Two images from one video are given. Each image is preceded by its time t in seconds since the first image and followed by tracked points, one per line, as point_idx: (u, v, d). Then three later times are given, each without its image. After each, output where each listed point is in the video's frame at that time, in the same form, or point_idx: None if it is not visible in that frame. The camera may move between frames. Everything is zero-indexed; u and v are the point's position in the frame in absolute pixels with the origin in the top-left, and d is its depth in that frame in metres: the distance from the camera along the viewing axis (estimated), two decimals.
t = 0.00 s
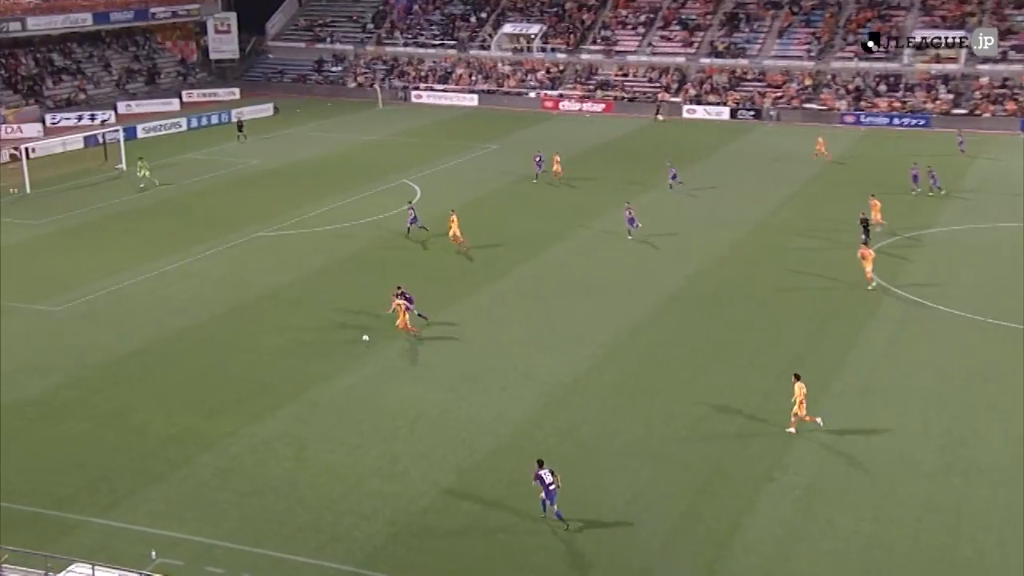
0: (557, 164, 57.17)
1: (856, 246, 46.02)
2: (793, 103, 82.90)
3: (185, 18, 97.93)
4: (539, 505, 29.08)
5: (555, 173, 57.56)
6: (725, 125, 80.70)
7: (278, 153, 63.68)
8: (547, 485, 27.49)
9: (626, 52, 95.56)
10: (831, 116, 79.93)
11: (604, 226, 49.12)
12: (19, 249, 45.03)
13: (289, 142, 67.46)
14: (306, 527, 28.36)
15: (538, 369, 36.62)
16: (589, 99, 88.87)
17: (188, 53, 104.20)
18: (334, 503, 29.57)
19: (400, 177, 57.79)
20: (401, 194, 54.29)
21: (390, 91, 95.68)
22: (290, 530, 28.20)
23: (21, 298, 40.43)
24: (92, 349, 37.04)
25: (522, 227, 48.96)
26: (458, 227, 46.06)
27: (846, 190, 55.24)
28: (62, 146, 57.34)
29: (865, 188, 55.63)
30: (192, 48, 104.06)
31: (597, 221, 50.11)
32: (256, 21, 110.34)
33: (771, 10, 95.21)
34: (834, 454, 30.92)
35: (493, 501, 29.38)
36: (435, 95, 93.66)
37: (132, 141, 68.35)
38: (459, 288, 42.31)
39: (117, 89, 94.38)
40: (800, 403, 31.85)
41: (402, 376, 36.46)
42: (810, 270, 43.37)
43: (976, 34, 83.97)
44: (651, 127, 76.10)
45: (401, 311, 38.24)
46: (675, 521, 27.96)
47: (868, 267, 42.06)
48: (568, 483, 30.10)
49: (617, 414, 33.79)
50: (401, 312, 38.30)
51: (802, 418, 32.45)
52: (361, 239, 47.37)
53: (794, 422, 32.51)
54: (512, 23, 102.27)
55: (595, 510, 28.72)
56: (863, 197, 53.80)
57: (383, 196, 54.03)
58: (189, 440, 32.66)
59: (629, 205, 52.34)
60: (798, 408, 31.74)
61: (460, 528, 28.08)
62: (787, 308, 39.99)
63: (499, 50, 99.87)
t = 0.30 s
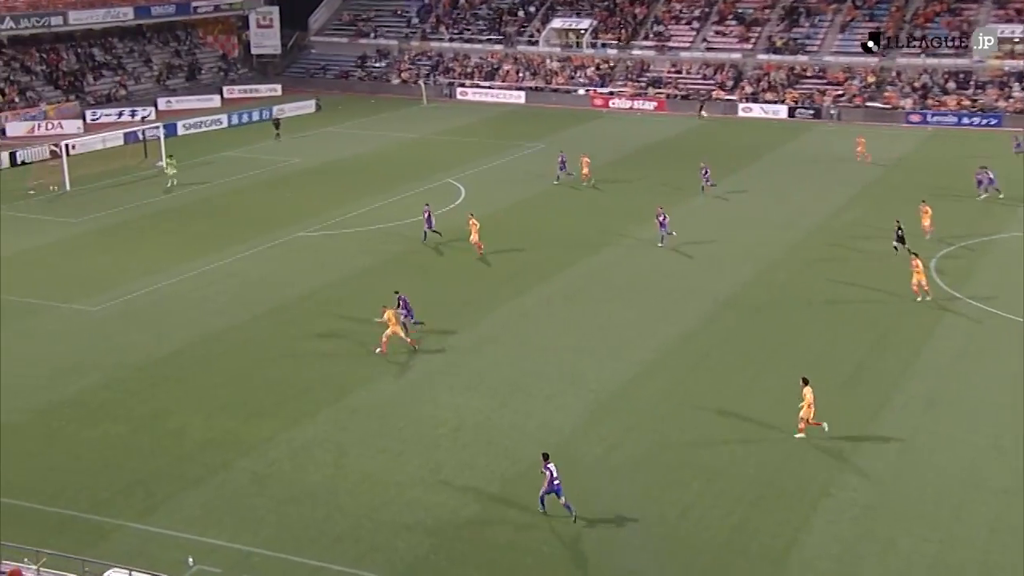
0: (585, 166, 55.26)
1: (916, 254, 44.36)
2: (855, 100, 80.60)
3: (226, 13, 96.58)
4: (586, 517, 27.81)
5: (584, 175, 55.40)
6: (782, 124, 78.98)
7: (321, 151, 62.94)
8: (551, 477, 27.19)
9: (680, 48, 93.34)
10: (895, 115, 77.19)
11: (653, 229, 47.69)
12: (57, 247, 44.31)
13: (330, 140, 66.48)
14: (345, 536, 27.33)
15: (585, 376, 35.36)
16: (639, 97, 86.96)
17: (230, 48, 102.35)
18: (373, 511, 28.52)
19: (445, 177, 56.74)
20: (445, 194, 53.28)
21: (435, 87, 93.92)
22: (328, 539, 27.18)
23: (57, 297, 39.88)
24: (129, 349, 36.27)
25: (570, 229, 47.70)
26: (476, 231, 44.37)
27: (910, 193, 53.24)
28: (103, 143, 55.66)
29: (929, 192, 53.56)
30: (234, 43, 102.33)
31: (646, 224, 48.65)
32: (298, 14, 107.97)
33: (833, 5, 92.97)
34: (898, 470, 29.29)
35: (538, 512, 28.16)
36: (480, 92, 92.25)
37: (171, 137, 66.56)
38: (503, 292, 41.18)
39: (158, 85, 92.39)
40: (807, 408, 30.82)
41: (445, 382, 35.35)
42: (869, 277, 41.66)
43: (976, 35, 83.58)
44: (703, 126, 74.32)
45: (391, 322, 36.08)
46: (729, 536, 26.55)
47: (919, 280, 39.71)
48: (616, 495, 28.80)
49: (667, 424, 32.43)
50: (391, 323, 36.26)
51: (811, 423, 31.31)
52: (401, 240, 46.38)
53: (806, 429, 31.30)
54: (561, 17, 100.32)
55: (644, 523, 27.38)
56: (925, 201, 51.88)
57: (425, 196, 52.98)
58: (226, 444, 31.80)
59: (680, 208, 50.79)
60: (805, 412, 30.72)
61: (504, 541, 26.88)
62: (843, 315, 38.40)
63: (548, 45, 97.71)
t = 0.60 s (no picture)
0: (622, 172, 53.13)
1: (995, 269, 42.18)
2: (935, 104, 75.36)
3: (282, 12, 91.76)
4: (650, 536, 26.45)
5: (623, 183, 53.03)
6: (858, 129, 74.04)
7: (373, 154, 61.45)
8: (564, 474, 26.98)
9: (749, 48, 86.66)
10: (978, 119, 72.63)
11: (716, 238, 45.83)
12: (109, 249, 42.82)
13: (383, 142, 64.71)
14: (398, 550, 26.25)
15: (646, 389, 33.93)
16: (706, 99, 82.06)
17: (285, 48, 96.10)
18: (427, 524, 27.41)
19: (500, 182, 55.15)
20: (502, 200, 51.76)
21: (493, 88, 87.97)
22: (381, 553, 26.13)
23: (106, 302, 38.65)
24: (179, 353, 35.40)
25: (629, 238, 45.94)
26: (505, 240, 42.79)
27: (989, 205, 50.50)
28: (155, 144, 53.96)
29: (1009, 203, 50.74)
30: (289, 43, 96.14)
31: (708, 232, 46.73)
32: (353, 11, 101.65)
33: (912, 2, 86.27)
34: (980, 493, 27.54)
35: (599, 529, 26.85)
36: (541, 94, 86.72)
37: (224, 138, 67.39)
38: (561, 298, 39.74)
39: (212, 85, 86.50)
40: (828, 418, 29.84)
41: (500, 393, 34.09)
42: (944, 292, 39.61)
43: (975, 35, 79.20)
44: (769, 130, 71.03)
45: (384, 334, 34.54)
46: (801, 559, 25.05)
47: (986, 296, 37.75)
48: (680, 513, 27.40)
49: (733, 439, 30.91)
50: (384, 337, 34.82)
51: (833, 430, 30.35)
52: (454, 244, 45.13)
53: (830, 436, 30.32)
54: (624, 16, 93.13)
55: (711, 543, 25.95)
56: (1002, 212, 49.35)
57: (484, 199, 51.94)
58: (277, 453, 30.85)
59: (745, 218, 48.67)
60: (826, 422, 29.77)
61: (563, 559, 25.64)
62: (917, 330, 36.55)
63: (610, 46, 90.83)
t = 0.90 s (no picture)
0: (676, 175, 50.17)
1: None
2: None
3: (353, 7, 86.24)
4: (738, 563, 24.44)
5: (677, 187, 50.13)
6: (966, 131, 68.43)
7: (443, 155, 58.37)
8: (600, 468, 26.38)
9: (844, 46, 80.52)
10: None
11: (806, 248, 43.07)
12: (175, 251, 41.20)
13: (452, 143, 61.70)
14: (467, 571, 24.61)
15: (733, 407, 31.74)
16: (796, 99, 76.37)
17: (355, 45, 90.31)
18: (497, 544, 25.70)
19: (578, 185, 52.33)
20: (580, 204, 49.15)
21: (571, 87, 83.40)
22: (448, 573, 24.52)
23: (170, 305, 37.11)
24: (243, 358, 34.07)
25: (713, 245, 43.50)
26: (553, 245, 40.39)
27: None
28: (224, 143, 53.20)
29: None
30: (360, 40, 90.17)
31: (794, 246, 44.10)
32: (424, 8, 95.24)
33: None
34: None
35: (682, 554, 24.92)
36: (619, 93, 81.35)
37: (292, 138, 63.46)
38: (641, 307, 37.49)
39: (280, 84, 81.24)
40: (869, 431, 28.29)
41: (575, 406, 32.17)
42: None
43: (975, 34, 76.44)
44: (861, 134, 67.03)
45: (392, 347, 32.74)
46: None
47: None
48: (770, 538, 25.33)
49: (829, 461, 28.66)
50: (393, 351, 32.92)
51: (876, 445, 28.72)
52: (527, 248, 43.02)
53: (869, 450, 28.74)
54: (710, 11, 87.31)
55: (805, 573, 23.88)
56: None
57: (561, 202, 49.41)
58: (343, 465, 29.32)
59: (836, 228, 45.90)
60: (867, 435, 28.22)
61: None
62: None
63: (694, 44, 85.11)
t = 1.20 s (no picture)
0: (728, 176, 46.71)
1: None
2: None
3: None
4: None
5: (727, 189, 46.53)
6: None
7: (502, 154, 54.36)
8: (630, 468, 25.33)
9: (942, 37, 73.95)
10: None
11: (901, 257, 39.72)
12: (226, 253, 39.55)
13: (515, 139, 57.89)
14: None
15: (818, 427, 29.18)
16: (889, 95, 70.51)
17: (417, 37, 85.44)
18: (562, 571, 23.51)
19: (652, 188, 48.10)
20: (653, 206, 45.45)
21: (644, 82, 77.29)
22: None
23: (221, 308, 35.56)
24: (295, 366, 32.30)
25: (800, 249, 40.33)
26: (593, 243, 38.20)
27: None
28: (280, 140, 51.62)
29: None
30: (421, 31, 85.47)
31: (888, 251, 40.65)
32: None
33: None
34: None
35: None
36: (698, 89, 75.63)
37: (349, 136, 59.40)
38: (719, 318, 34.79)
39: (338, 78, 76.62)
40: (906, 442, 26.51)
41: (646, 422, 29.80)
42: None
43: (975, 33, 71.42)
44: (963, 132, 61.68)
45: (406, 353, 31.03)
46: None
47: None
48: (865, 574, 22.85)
49: (927, 490, 26.05)
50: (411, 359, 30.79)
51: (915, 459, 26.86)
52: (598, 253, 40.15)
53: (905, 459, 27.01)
54: (795, 2, 81.45)
55: None
56: None
57: (631, 205, 45.71)
58: (399, 480, 27.38)
59: (937, 234, 42.23)
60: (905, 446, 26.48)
61: None
62: None
63: (778, 36, 79.12)
